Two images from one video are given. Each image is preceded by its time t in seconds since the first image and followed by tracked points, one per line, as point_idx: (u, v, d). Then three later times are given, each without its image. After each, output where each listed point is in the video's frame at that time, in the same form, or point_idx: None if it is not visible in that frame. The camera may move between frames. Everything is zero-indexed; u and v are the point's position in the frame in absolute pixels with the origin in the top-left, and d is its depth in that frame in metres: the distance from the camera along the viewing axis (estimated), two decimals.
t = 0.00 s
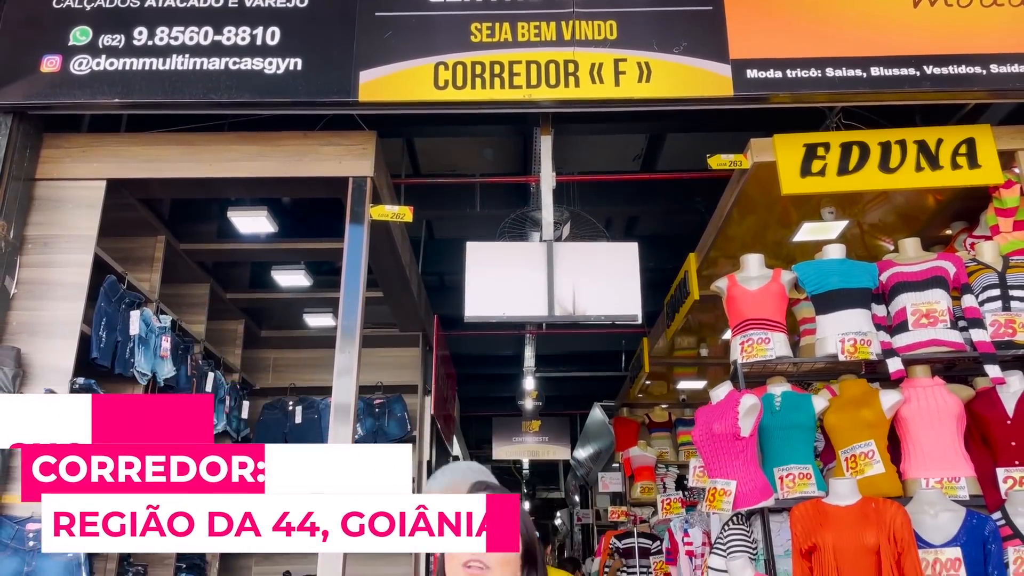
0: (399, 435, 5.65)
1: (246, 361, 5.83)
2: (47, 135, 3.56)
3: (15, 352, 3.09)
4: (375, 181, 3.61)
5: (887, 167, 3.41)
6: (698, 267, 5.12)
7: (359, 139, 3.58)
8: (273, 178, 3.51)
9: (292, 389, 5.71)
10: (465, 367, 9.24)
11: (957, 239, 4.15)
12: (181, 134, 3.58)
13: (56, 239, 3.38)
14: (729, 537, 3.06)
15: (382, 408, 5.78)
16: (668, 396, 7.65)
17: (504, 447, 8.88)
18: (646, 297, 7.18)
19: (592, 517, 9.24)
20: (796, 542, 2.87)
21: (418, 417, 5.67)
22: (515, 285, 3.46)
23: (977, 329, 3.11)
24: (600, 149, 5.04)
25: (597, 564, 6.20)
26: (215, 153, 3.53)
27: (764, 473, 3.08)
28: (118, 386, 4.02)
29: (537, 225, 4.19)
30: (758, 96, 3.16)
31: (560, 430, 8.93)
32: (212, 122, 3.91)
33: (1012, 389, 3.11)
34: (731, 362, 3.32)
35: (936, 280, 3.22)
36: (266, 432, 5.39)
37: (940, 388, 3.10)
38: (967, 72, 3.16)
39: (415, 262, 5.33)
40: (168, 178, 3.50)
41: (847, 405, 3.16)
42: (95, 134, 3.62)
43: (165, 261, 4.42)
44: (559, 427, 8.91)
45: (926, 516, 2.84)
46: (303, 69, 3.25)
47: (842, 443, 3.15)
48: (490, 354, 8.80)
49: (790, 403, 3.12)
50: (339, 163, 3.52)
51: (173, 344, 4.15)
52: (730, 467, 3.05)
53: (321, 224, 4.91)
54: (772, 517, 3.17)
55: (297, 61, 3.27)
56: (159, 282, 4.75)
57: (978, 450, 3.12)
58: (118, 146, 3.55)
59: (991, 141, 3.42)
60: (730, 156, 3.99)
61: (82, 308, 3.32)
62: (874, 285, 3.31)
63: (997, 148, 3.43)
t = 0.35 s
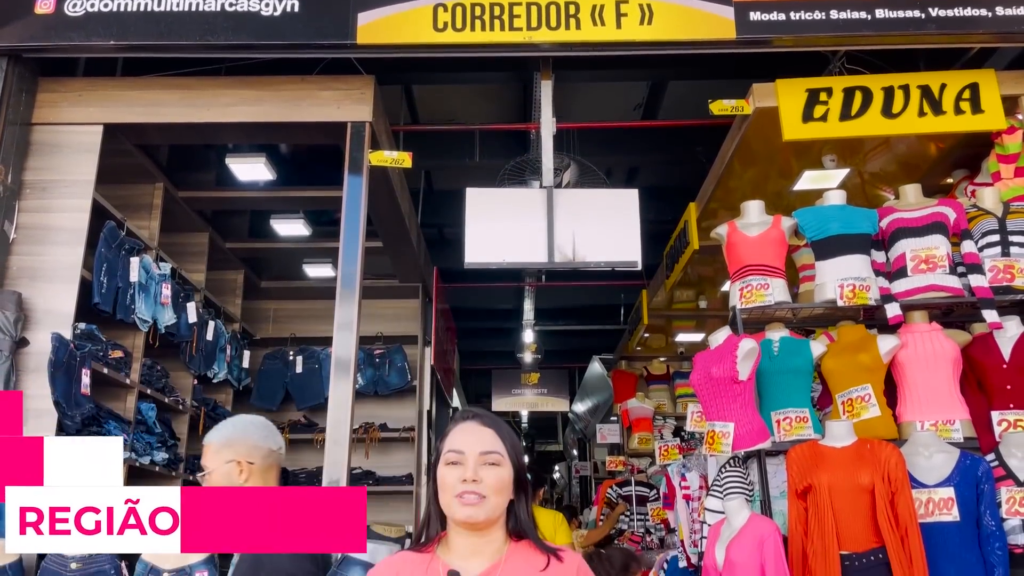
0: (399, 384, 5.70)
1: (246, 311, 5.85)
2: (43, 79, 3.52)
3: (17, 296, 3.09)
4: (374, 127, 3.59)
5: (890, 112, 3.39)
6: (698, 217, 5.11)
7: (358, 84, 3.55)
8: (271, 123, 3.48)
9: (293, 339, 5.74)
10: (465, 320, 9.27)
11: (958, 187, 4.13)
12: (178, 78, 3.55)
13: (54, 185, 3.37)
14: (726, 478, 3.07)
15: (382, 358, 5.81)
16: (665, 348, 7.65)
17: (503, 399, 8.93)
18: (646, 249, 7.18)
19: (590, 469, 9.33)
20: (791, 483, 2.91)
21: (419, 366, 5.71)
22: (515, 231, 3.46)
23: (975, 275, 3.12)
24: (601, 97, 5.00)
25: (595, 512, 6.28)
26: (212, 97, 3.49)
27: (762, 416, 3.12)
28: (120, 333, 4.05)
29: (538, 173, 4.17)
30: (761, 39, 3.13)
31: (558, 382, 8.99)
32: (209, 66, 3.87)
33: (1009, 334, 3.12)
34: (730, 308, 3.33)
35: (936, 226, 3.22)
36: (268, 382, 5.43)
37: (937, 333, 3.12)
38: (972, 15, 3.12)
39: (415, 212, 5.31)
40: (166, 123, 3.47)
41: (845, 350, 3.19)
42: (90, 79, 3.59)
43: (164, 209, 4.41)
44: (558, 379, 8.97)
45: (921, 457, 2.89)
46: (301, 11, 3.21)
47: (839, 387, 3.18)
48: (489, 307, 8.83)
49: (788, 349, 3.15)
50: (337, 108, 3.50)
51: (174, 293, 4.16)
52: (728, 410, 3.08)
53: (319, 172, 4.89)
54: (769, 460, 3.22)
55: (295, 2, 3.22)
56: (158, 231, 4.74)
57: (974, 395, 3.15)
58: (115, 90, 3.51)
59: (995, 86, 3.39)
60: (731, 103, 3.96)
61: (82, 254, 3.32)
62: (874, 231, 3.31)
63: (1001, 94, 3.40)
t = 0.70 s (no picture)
0: (399, 330, 5.71)
1: (245, 258, 5.83)
2: (34, 17, 3.45)
3: (13, 238, 3.08)
4: (372, 67, 3.54)
5: (897, 53, 3.33)
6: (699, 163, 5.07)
7: (355, 23, 3.48)
8: (268, 63, 3.42)
9: (292, 286, 5.73)
10: (465, 269, 9.27)
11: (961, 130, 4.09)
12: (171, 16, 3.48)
13: (47, 125, 3.33)
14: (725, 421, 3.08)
15: (382, 305, 5.81)
16: (664, 297, 7.65)
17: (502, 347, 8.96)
18: (647, 196, 7.14)
19: (589, 416, 9.41)
20: (789, 424, 2.95)
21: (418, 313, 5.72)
22: (515, 174, 3.43)
23: (978, 218, 3.12)
24: (603, 39, 4.92)
25: (593, 457, 6.35)
26: (207, 36, 3.43)
27: (761, 359, 3.12)
28: (119, 277, 4.04)
29: (538, 116, 4.12)
30: None
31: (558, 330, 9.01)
32: (203, 5, 3.79)
33: (1010, 277, 3.11)
34: (731, 251, 3.32)
35: (941, 168, 3.19)
36: (268, 327, 5.44)
37: (938, 276, 3.12)
38: None
39: (414, 158, 5.26)
40: (160, 63, 3.41)
41: (846, 293, 3.18)
42: (82, 17, 3.51)
43: (161, 152, 4.36)
44: (557, 328, 8.99)
45: (919, 398, 2.91)
46: None
47: (838, 330, 3.18)
48: (488, 256, 8.82)
49: (788, 292, 3.13)
50: (335, 48, 3.44)
51: (172, 237, 4.14)
52: (728, 352, 3.09)
53: (317, 116, 4.83)
54: (767, 402, 3.25)
55: None
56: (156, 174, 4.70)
57: (973, 338, 3.17)
58: (107, 28, 3.45)
59: (1004, 26, 3.33)
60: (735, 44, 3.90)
61: (79, 196, 3.29)
62: (877, 174, 3.29)
63: (1010, 34, 3.35)
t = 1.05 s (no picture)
0: (399, 277, 5.70)
1: (243, 204, 5.80)
2: None
3: (10, 180, 3.05)
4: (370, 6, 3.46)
5: None
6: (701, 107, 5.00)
7: None
8: (263, 1, 3.35)
9: (292, 232, 5.70)
10: (466, 217, 9.24)
11: (969, 72, 4.03)
12: None
13: (40, 66, 3.27)
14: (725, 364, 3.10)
15: (382, 252, 5.79)
16: (665, 246, 7.62)
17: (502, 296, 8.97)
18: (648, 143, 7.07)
19: (588, 364, 9.45)
20: (790, 367, 2.97)
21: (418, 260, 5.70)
22: (516, 116, 3.38)
23: (984, 161, 3.09)
24: None
25: (592, 403, 6.40)
26: None
27: (762, 303, 3.13)
28: (117, 220, 4.02)
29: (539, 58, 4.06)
30: None
31: (558, 279, 9.00)
32: None
33: (1015, 221, 3.09)
34: (734, 195, 3.30)
35: (948, 110, 3.15)
36: (267, 274, 5.42)
37: (943, 220, 3.09)
38: None
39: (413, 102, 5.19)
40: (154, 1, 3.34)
41: (849, 238, 3.16)
42: None
43: (156, 95, 4.30)
44: (557, 276, 8.99)
45: (918, 341, 2.92)
46: None
47: (841, 275, 3.18)
48: (489, 204, 8.78)
49: (791, 236, 3.11)
50: None
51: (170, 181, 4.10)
52: (729, 296, 3.10)
53: (314, 59, 4.75)
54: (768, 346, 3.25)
55: None
56: (152, 117, 4.65)
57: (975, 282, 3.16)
58: None
59: None
60: None
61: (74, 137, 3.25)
62: (884, 117, 3.24)
63: None
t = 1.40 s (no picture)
0: (398, 231, 5.65)
1: (241, 156, 5.73)
2: None
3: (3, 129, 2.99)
4: None
5: None
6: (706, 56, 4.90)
7: None
8: None
9: (290, 185, 5.64)
10: (465, 169, 9.15)
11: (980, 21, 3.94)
12: None
13: (31, 12, 3.19)
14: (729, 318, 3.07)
15: (381, 205, 5.73)
16: (668, 200, 7.55)
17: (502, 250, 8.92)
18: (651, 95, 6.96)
19: (588, 319, 9.44)
20: (794, 321, 2.95)
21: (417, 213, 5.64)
22: (518, 65, 3.31)
23: (995, 111, 3.02)
24: None
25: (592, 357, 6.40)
26: None
27: (767, 257, 3.09)
28: (113, 172, 3.96)
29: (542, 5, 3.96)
30: None
31: (558, 233, 8.95)
32: None
33: None
34: (740, 146, 3.24)
35: (959, 60, 3.08)
36: (266, 227, 5.37)
37: (952, 172, 3.04)
38: None
39: (412, 51, 5.09)
40: None
41: (856, 190, 3.11)
42: None
43: (149, 43, 4.21)
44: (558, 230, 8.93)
45: (924, 296, 2.90)
46: None
47: (846, 228, 3.14)
48: (489, 156, 8.68)
49: (797, 189, 3.05)
50: None
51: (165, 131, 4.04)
52: (734, 250, 3.06)
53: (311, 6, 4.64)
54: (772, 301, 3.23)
55: None
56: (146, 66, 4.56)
57: (982, 236, 3.12)
58: None
59: None
60: None
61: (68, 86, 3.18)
62: (894, 66, 3.17)
63: None
